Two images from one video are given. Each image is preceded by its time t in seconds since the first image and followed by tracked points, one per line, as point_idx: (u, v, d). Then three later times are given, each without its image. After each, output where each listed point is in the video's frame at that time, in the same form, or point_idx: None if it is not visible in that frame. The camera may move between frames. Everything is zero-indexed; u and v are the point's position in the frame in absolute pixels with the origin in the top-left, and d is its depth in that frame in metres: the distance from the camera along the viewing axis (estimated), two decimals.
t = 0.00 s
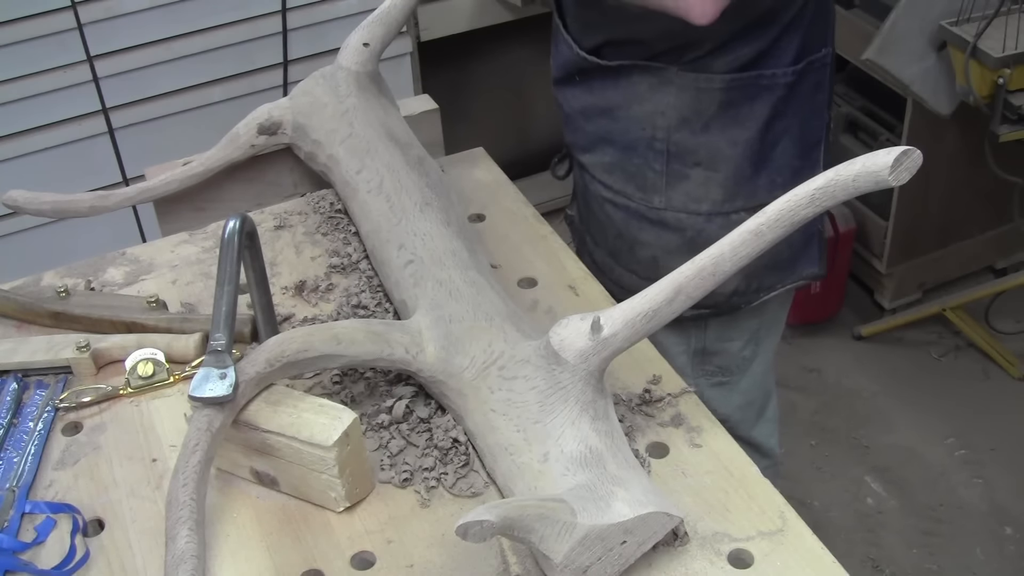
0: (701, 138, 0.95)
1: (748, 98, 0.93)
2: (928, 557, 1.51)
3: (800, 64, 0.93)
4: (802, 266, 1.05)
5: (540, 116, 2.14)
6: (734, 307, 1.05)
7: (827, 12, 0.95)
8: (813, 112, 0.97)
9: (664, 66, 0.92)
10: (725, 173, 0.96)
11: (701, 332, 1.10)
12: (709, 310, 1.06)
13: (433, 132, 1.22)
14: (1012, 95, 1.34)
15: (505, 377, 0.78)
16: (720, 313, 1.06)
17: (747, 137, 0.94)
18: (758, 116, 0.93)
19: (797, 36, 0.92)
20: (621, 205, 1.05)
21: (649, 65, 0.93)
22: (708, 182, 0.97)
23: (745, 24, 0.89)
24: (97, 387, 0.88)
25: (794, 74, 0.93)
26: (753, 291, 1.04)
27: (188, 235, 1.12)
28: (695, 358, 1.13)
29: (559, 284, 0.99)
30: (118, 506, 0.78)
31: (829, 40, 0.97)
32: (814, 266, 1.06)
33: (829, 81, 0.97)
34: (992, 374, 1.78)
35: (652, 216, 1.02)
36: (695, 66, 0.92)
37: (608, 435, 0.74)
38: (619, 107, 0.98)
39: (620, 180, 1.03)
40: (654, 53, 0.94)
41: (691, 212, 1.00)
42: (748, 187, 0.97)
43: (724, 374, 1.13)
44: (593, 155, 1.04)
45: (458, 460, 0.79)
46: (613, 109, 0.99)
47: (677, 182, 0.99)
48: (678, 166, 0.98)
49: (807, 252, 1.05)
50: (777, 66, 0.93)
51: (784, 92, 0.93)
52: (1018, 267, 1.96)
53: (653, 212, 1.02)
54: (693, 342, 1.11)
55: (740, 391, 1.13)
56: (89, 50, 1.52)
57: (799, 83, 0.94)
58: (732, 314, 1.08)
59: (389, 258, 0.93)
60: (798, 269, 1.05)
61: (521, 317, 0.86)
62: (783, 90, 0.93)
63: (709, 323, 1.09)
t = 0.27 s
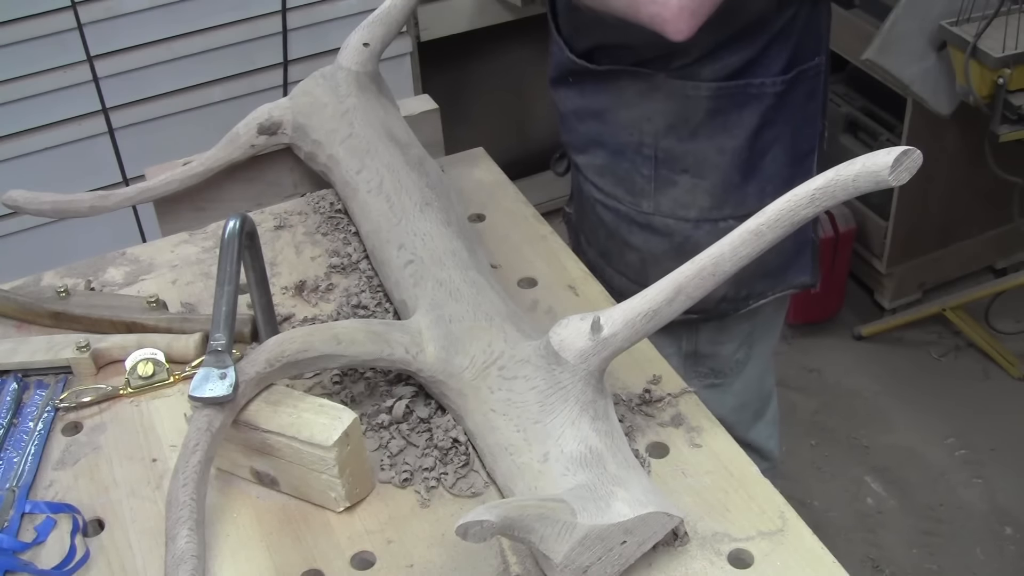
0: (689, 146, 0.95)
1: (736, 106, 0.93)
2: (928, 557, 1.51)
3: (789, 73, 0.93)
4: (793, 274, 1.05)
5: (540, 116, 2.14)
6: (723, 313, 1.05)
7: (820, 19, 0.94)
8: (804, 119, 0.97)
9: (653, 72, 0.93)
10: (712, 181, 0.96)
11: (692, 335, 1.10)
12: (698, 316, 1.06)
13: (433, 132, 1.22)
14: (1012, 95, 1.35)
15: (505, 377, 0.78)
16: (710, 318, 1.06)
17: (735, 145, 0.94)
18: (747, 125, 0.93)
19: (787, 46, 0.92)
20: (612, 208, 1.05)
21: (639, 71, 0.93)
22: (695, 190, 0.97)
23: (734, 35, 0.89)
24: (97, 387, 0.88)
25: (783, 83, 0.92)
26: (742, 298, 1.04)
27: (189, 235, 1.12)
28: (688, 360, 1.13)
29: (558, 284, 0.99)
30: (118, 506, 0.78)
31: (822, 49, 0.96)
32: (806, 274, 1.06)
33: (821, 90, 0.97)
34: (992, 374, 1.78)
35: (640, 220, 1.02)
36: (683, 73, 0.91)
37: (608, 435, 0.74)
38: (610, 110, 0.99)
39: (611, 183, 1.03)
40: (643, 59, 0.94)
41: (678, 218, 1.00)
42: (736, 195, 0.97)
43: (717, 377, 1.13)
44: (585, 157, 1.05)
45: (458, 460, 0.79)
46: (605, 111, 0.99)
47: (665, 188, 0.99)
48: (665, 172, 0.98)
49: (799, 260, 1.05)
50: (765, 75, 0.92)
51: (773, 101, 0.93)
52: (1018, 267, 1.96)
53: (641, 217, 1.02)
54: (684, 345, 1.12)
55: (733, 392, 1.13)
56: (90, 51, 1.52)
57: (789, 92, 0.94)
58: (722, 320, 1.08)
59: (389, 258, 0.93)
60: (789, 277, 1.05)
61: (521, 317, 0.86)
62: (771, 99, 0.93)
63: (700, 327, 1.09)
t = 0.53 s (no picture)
0: (684, 154, 0.96)
1: (730, 116, 0.92)
2: (928, 557, 1.51)
3: (785, 82, 0.92)
4: (792, 282, 1.04)
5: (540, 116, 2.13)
6: (719, 319, 1.04)
7: (821, 25, 0.90)
8: (802, 128, 0.96)
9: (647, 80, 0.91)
10: (706, 190, 0.97)
11: (689, 341, 1.10)
12: (694, 322, 1.06)
13: (433, 133, 1.22)
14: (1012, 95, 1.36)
15: (505, 377, 0.78)
16: (706, 325, 1.06)
17: (729, 153, 0.94)
18: (741, 135, 0.93)
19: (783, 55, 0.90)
20: (609, 213, 1.07)
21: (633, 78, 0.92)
22: (689, 198, 0.98)
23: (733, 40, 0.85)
24: (97, 387, 0.88)
25: (779, 92, 0.91)
26: (739, 305, 1.03)
27: (188, 235, 1.12)
28: (686, 364, 1.13)
29: (558, 284, 0.99)
30: (118, 506, 0.78)
31: (822, 57, 0.93)
32: (805, 282, 1.05)
33: (820, 98, 0.96)
34: (992, 374, 1.78)
35: (636, 226, 1.04)
36: (676, 82, 0.90)
37: (608, 435, 0.74)
38: (607, 116, 0.99)
39: (608, 188, 1.05)
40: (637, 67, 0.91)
41: (673, 225, 1.01)
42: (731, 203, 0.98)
43: (715, 382, 1.13)
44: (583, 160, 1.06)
45: (458, 460, 0.79)
46: (603, 118, 0.99)
47: (660, 195, 1.00)
48: (660, 180, 0.99)
49: (799, 267, 1.04)
50: (761, 84, 0.91)
51: (768, 110, 0.92)
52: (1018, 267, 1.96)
53: (637, 223, 1.03)
54: (681, 350, 1.11)
55: (732, 398, 1.13)
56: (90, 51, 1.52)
57: (785, 100, 0.93)
58: (719, 328, 1.08)
59: (389, 258, 0.93)
60: (787, 286, 1.04)
61: (521, 317, 0.86)
62: (767, 108, 0.92)
63: (696, 333, 1.09)
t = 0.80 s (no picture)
0: (682, 161, 0.94)
1: (730, 123, 0.91)
2: (927, 557, 1.51)
3: (786, 91, 0.92)
4: (792, 296, 1.05)
5: (540, 116, 2.13)
6: (717, 329, 1.05)
7: (821, 33, 0.91)
8: (801, 139, 0.96)
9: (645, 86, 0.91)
10: (704, 199, 0.96)
11: (689, 351, 1.09)
12: (692, 331, 1.06)
13: (433, 133, 1.22)
14: (1012, 95, 1.35)
15: (505, 377, 0.78)
16: (705, 335, 1.06)
17: (728, 161, 0.93)
18: (740, 142, 0.92)
19: (782, 63, 0.91)
20: (609, 219, 1.06)
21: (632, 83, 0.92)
22: (688, 206, 0.97)
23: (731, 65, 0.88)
24: (97, 387, 0.88)
25: (778, 101, 0.91)
26: (737, 317, 1.04)
27: (188, 235, 1.12)
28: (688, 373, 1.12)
29: (558, 285, 0.99)
30: (118, 506, 0.78)
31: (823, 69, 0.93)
32: (806, 294, 1.05)
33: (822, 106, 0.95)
34: (992, 374, 1.78)
35: (635, 233, 1.03)
36: (674, 88, 0.90)
37: (607, 436, 0.74)
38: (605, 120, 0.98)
39: (607, 195, 1.05)
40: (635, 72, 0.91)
41: (671, 233, 1.00)
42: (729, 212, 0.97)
43: (717, 393, 1.11)
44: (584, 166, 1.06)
45: (458, 460, 0.79)
46: (601, 123, 0.99)
47: (659, 203, 0.99)
48: (658, 187, 0.98)
49: (800, 281, 1.04)
50: (760, 92, 0.91)
51: (767, 118, 0.92)
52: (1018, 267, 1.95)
53: (636, 230, 1.03)
54: (683, 360, 1.11)
55: (733, 408, 1.11)
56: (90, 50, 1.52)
57: (785, 108, 0.93)
58: (719, 339, 1.07)
59: (389, 258, 0.93)
60: (788, 297, 1.05)
61: (521, 317, 0.86)
62: (766, 116, 0.92)
63: (697, 343, 1.08)
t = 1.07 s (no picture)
0: (670, 160, 0.93)
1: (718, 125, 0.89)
2: (927, 557, 1.51)
3: (778, 96, 0.86)
4: (787, 300, 1.03)
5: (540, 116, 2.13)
6: (709, 331, 1.04)
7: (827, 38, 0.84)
8: (795, 146, 0.91)
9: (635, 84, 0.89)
10: (693, 199, 0.95)
11: (681, 352, 1.08)
12: (684, 332, 1.05)
13: (433, 133, 1.22)
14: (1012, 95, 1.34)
15: (505, 377, 0.78)
16: (697, 336, 1.05)
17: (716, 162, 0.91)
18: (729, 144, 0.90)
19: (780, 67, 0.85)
20: (603, 217, 1.06)
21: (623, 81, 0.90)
22: (678, 206, 0.96)
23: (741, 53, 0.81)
24: (97, 387, 0.88)
25: (771, 102, 0.87)
26: (730, 319, 1.03)
27: (188, 235, 1.12)
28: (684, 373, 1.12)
29: (558, 284, 0.99)
30: (118, 506, 0.78)
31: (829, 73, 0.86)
32: (801, 301, 1.03)
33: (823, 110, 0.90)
34: (992, 374, 1.78)
35: (627, 230, 1.02)
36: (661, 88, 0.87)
37: (608, 436, 0.74)
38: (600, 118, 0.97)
39: (603, 193, 1.04)
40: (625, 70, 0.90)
41: (661, 232, 0.99)
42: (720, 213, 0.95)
43: (711, 394, 1.10)
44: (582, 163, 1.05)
45: (458, 460, 0.79)
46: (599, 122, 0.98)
47: (649, 202, 0.98)
48: (649, 185, 0.97)
49: (795, 287, 1.02)
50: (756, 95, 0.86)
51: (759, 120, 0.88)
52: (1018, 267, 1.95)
53: (628, 228, 1.02)
54: (677, 360, 1.10)
55: (729, 411, 1.09)
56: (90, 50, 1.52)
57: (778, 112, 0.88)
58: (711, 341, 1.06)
59: (389, 259, 0.93)
60: (784, 303, 1.03)
61: (521, 317, 0.86)
62: (758, 119, 0.88)
63: (689, 343, 1.08)
